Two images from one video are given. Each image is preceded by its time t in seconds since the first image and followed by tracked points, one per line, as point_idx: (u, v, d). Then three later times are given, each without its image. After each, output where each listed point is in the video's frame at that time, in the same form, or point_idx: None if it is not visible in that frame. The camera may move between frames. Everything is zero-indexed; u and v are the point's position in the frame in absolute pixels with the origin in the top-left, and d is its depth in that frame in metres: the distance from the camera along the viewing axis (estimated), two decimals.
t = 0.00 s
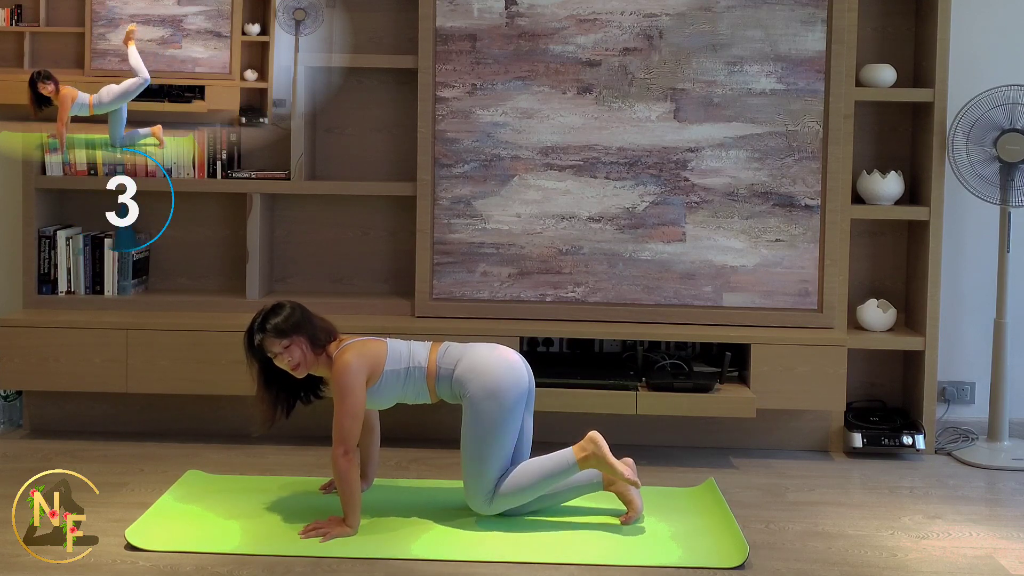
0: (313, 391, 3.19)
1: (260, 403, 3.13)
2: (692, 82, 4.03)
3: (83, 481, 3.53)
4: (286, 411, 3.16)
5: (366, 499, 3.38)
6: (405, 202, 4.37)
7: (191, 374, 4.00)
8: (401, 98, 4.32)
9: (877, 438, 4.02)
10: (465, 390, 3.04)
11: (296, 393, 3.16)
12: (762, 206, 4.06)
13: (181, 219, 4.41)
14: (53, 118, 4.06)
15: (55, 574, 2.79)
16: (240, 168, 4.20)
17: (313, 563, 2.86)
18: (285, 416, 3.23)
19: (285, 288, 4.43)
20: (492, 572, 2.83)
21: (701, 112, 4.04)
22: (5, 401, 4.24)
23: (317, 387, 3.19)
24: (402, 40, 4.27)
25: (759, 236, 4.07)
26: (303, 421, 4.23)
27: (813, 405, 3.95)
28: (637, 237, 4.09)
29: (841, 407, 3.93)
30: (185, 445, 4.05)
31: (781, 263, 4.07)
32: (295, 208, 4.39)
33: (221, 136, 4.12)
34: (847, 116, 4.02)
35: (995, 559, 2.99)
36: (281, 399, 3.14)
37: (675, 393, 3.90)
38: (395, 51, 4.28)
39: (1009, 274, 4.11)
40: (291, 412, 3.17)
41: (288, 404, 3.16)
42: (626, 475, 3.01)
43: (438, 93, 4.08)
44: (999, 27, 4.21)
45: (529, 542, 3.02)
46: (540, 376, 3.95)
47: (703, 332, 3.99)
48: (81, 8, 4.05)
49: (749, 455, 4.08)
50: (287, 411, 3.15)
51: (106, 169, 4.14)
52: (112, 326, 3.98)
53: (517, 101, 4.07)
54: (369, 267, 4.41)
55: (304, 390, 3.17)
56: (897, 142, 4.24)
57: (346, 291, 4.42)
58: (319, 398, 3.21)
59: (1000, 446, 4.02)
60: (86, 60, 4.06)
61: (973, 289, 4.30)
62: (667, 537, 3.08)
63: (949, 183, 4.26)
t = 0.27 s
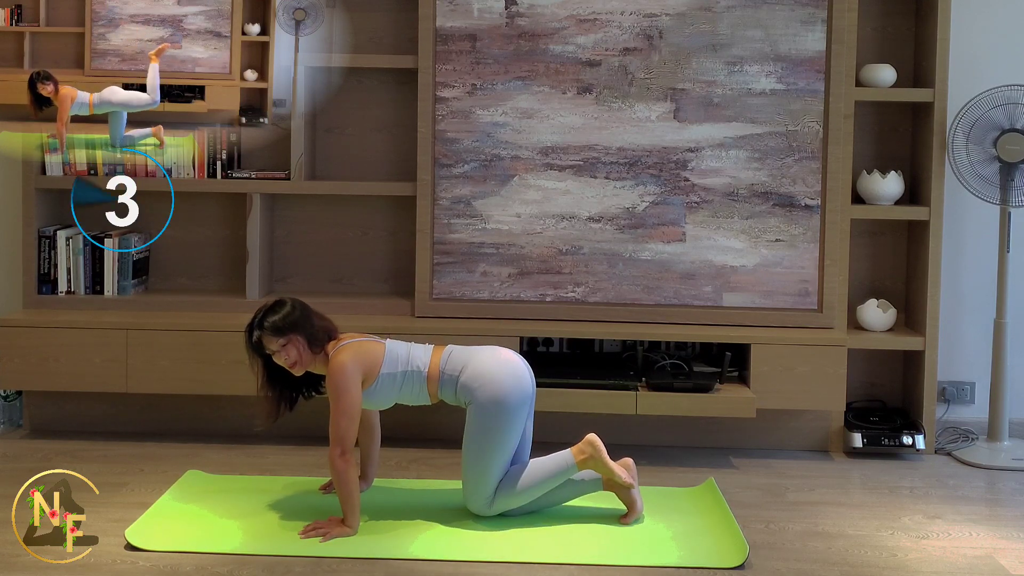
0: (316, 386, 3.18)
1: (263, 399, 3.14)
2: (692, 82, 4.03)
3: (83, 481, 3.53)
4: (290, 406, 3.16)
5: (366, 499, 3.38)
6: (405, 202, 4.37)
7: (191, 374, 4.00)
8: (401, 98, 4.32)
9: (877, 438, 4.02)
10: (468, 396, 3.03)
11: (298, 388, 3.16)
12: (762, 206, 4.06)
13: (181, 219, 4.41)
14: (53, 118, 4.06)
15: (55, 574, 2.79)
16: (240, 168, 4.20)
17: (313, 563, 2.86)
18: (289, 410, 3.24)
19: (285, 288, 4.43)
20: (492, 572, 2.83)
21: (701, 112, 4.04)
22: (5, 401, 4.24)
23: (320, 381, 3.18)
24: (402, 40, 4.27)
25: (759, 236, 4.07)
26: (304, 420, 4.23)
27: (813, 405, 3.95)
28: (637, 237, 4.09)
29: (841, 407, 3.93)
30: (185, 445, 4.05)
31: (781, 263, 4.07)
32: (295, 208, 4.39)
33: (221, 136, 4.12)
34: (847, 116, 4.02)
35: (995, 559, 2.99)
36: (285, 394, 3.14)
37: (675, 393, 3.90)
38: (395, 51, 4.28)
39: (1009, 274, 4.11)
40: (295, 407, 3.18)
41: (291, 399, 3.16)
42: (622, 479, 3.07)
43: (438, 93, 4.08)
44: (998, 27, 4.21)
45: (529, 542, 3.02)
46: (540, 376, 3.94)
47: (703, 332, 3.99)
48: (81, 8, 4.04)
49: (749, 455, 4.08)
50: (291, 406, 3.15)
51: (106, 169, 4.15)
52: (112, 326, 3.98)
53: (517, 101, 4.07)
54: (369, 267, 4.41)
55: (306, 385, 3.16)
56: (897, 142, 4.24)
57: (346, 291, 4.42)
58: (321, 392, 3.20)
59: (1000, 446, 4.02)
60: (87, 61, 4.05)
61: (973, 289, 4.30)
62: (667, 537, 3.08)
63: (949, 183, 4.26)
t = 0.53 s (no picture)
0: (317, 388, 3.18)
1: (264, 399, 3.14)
2: (692, 82, 4.03)
3: (83, 481, 3.53)
4: (292, 408, 3.16)
5: (366, 499, 3.38)
6: (405, 202, 4.37)
7: (191, 374, 4.00)
8: (401, 98, 4.32)
9: (877, 438, 4.02)
10: (466, 395, 3.03)
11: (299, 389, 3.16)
12: (762, 206, 4.06)
13: (181, 219, 4.41)
14: (53, 118, 4.07)
15: (55, 574, 2.79)
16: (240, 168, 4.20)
17: (313, 563, 2.86)
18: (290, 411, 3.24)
19: (285, 288, 4.43)
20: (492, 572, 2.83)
21: (701, 112, 4.04)
22: (5, 401, 4.24)
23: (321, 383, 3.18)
24: (401, 40, 4.27)
25: (759, 236, 4.07)
26: (303, 420, 4.23)
27: (813, 405, 3.95)
28: (637, 237, 4.09)
29: (841, 407, 3.93)
30: (185, 445, 4.05)
31: (781, 263, 4.07)
32: (295, 208, 4.39)
33: (221, 136, 4.12)
34: (847, 116, 4.02)
35: (995, 559, 2.99)
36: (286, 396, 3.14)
37: (675, 393, 3.90)
38: (395, 51, 4.28)
39: (1009, 274, 4.11)
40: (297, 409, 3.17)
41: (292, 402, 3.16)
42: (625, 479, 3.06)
43: (438, 93, 4.08)
44: (998, 27, 4.21)
45: (530, 542, 3.01)
46: (540, 376, 3.94)
47: (703, 332, 3.99)
48: (81, 8, 4.04)
49: (749, 455, 4.08)
50: (292, 408, 3.15)
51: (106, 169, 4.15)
52: (112, 326, 3.98)
53: (516, 101, 4.07)
54: (369, 267, 4.41)
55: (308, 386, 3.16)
56: (897, 142, 4.23)
57: (346, 291, 4.42)
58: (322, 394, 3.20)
59: (1000, 446, 4.02)
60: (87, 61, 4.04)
61: (973, 289, 4.30)
62: (667, 537, 3.08)
63: (949, 183, 4.26)
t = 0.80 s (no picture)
0: (316, 393, 3.18)
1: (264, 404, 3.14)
2: (692, 82, 4.03)
3: (83, 481, 3.53)
4: (291, 413, 3.16)
5: (367, 498, 3.38)
6: (405, 202, 4.37)
7: (191, 374, 4.00)
8: (401, 97, 4.32)
9: (877, 438, 4.02)
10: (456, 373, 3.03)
11: (299, 394, 3.16)
12: (762, 206, 4.06)
13: (181, 219, 4.41)
14: (53, 118, 4.07)
15: (55, 574, 2.79)
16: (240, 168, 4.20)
17: (314, 563, 2.86)
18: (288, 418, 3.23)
19: (285, 288, 4.43)
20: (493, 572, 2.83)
21: (701, 112, 4.04)
22: (5, 401, 4.24)
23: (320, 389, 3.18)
24: (401, 40, 4.27)
25: (759, 236, 4.07)
26: (304, 420, 4.23)
27: (813, 405, 3.95)
28: (637, 237, 4.09)
29: (841, 407, 3.93)
30: (185, 445, 4.05)
31: (781, 263, 4.07)
32: (295, 208, 4.39)
33: (221, 136, 4.12)
34: (847, 116, 4.02)
35: (995, 559, 2.99)
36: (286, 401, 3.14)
37: (675, 393, 3.90)
38: (395, 51, 4.28)
39: (1009, 274, 4.11)
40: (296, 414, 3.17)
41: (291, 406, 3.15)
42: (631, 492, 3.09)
43: (438, 93, 4.08)
44: (998, 27, 4.21)
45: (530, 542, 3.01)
46: (540, 376, 3.94)
47: (703, 332, 3.99)
48: (81, 8, 4.04)
49: (749, 455, 4.08)
50: (292, 414, 3.15)
51: (106, 169, 4.14)
52: (112, 326, 3.98)
53: (517, 101, 4.07)
54: (369, 267, 4.41)
55: (307, 391, 3.16)
56: (897, 142, 4.24)
57: (346, 291, 4.42)
58: (320, 399, 3.20)
59: (1000, 446, 4.02)
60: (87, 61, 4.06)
61: (973, 289, 4.30)
62: (668, 537, 3.08)
63: (949, 183, 4.26)
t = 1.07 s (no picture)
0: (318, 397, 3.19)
1: (265, 408, 3.15)
2: (692, 82, 4.03)
3: (83, 481, 3.53)
4: (292, 418, 3.17)
5: (367, 498, 3.38)
6: (405, 202, 4.37)
7: (191, 374, 4.00)
8: (401, 97, 4.32)
9: (877, 438, 4.02)
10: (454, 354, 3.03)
11: (301, 399, 3.16)
12: (762, 206, 4.06)
13: (181, 219, 4.41)
14: (53, 118, 4.04)
15: (55, 574, 2.79)
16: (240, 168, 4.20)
17: (314, 563, 2.86)
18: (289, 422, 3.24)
19: (285, 288, 4.43)
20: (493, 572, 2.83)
21: (701, 112, 4.04)
22: (5, 401, 4.24)
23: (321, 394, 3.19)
24: (401, 40, 4.27)
25: (759, 236, 4.07)
26: (304, 420, 4.23)
27: (813, 405, 3.95)
28: (637, 237, 4.09)
29: (841, 407, 3.93)
30: (185, 445, 4.05)
31: (781, 263, 4.07)
32: (295, 208, 4.39)
33: (221, 136, 4.12)
34: (847, 116, 4.02)
35: (995, 559, 2.99)
36: (287, 405, 3.15)
37: (675, 393, 3.90)
38: (395, 51, 4.28)
39: (1009, 274, 4.11)
40: (297, 418, 3.18)
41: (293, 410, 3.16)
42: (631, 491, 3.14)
43: (438, 93, 4.08)
44: (998, 28, 4.21)
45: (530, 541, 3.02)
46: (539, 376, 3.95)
47: (703, 332, 3.99)
48: (81, 8, 4.04)
49: (749, 455, 4.08)
50: (292, 418, 3.16)
51: (106, 169, 4.13)
52: (112, 326, 3.98)
53: (517, 101, 4.07)
54: (369, 267, 4.41)
55: (308, 396, 3.17)
56: (897, 142, 4.24)
57: (346, 291, 4.42)
58: (321, 406, 3.21)
59: (1000, 446, 4.02)
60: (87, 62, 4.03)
61: (973, 288, 4.30)
62: (668, 536, 3.08)
63: (949, 183, 4.26)
